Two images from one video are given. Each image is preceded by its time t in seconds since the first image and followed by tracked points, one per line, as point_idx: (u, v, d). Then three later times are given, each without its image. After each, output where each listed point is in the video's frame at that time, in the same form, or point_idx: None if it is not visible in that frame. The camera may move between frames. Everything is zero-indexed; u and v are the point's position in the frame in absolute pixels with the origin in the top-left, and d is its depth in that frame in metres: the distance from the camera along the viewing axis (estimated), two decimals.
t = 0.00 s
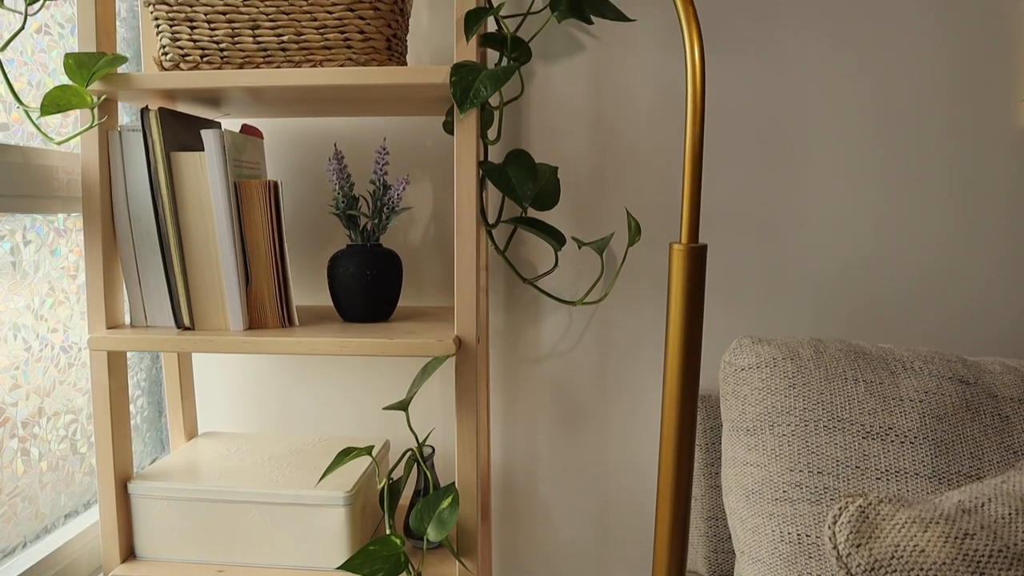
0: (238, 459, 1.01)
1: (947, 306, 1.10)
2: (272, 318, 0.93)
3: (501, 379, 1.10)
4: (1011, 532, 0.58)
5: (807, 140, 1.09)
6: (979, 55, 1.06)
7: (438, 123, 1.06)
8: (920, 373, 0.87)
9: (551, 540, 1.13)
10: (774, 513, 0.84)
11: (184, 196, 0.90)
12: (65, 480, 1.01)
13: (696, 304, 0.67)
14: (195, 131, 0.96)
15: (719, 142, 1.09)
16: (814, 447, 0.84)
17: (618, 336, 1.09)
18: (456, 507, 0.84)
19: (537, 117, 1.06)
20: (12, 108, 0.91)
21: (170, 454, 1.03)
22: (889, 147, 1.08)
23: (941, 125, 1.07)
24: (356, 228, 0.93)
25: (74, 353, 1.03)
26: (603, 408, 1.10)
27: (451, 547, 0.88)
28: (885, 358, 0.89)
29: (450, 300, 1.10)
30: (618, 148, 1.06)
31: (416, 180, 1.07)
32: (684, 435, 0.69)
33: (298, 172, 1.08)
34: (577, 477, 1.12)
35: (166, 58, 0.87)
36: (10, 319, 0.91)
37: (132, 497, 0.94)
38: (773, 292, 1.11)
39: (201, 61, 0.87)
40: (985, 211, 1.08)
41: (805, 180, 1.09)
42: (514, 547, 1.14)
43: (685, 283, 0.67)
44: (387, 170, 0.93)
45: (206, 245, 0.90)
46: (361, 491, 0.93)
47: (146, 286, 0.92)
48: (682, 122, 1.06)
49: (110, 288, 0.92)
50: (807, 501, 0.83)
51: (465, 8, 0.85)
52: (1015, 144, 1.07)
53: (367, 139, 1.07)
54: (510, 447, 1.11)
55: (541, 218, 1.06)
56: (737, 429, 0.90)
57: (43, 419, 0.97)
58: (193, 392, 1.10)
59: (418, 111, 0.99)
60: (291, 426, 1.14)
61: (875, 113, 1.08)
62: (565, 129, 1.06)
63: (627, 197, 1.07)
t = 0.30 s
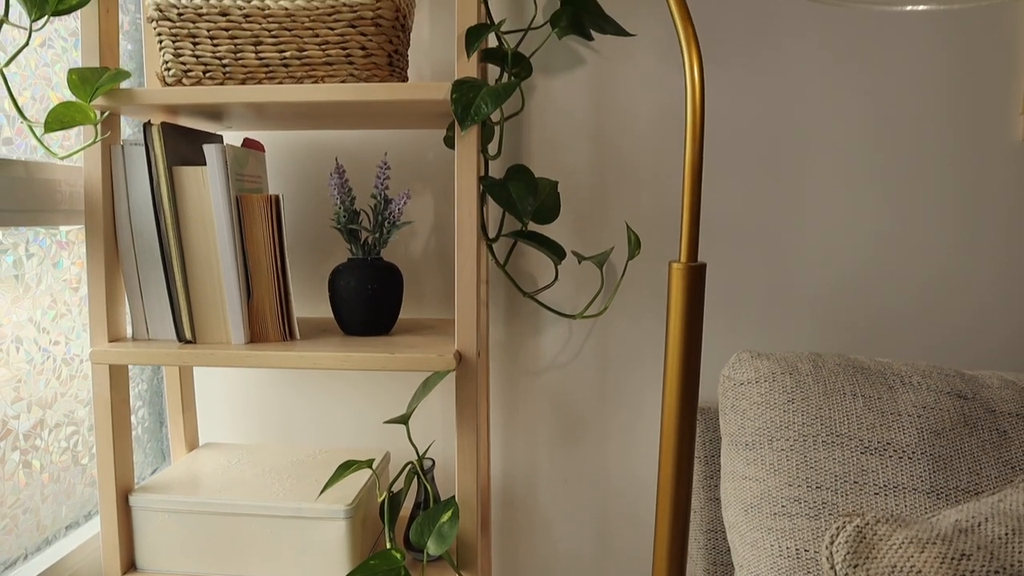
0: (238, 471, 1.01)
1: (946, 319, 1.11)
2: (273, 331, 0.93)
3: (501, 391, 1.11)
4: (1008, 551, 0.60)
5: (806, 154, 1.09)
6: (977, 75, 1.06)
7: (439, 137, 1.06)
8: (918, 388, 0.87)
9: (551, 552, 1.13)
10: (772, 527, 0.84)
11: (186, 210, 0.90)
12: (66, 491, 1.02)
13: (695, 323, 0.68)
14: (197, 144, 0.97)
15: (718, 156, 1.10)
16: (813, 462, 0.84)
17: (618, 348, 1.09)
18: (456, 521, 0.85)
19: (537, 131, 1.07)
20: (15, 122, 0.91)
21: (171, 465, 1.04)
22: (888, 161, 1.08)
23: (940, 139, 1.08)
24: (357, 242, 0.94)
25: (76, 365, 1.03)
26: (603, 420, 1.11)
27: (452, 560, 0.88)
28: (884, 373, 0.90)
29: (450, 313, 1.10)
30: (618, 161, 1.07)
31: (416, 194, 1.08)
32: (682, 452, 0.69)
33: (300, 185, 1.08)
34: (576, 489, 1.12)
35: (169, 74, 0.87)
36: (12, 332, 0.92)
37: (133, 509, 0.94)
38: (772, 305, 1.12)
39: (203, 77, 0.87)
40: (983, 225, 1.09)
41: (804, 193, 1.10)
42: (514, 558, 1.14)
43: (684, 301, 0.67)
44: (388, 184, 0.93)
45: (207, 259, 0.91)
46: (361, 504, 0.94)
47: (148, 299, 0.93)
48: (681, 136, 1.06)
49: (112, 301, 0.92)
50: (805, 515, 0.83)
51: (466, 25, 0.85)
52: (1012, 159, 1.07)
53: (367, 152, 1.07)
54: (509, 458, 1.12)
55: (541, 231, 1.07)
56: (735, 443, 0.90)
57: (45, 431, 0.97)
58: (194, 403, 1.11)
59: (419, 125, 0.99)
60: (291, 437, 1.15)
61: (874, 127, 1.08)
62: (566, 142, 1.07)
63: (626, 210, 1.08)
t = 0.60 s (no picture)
0: (239, 485, 1.01)
1: (943, 331, 1.11)
2: (273, 347, 0.94)
3: (500, 403, 1.11)
4: (1000, 569, 0.63)
5: (803, 167, 1.10)
6: (972, 87, 1.07)
7: (437, 151, 1.07)
8: (915, 402, 0.88)
9: (550, 563, 1.14)
10: (771, 542, 0.84)
11: (186, 226, 0.91)
12: (67, 506, 1.02)
13: (692, 342, 0.68)
14: (197, 161, 0.97)
15: (715, 169, 1.11)
16: (810, 477, 0.85)
17: (616, 361, 1.10)
18: (455, 536, 0.85)
19: (535, 145, 1.07)
20: (17, 140, 0.92)
21: (172, 479, 1.04)
22: (884, 174, 1.09)
23: (936, 152, 1.08)
24: (357, 258, 0.94)
25: (77, 380, 1.04)
26: (602, 432, 1.11)
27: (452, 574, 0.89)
28: (881, 387, 0.90)
29: (449, 326, 1.11)
30: (615, 175, 1.08)
31: (415, 208, 1.08)
32: (681, 470, 0.70)
33: (299, 200, 1.09)
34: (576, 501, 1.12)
35: (169, 92, 0.87)
36: (13, 349, 0.92)
37: (134, 524, 0.95)
38: (770, 317, 1.12)
39: (203, 95, 0.87)
40: (979, 237, 1.09)
41: (801, 206, 1.10)
42: (513, 570, 1.14)
43: (682, 320, 0.67)
44: (386, 201, 0.94)
45: (207, 275, 0.91)
46: (361, 519, 0.94)
47: (148, 315, 0.93)
48: (678, 150, 1.07)
49: (113, 317, 0.93)
50: (803, 530, 0.83)
51: (465, 43, 0.86)
52: (1007, 172, 1.08)
53: (366, 166, 1.08)
54: (509, 471, 1.12)
55: (540, 246, 1.07)
56: (734, 458, 0.90)
57: (46, 446, 0.98)
58: (194, 417, 1.11)
59: (418, 141, 1.00)
60: (291, 451, 1.15)
61: (870, 141, 1.09)
62: (563, 157, 1.08)
63: (625, 224, 1.08)
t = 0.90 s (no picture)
0: (239, 496, 1.01)
1: (942, 337, 1.11)
2: (274, 358, 0.94)
3: (500, 412, 1.11)
4: None
5: (802, 174, 1.10)
6: (969, 94, 1.07)
7: (436, 161, 1.07)
8: (915, 411, 0.88)
9: (551, 572, 1.14)
10: (771, 552, 0.84)
11: (186, 239, 0.91)
12: (68, 517, 1.02)
13: (692, 353, 0.68)
14: (197, 173, 0.98)
15: (714, 177, 1.11)
16: (811, 486, 0.85)
17: (616, 369, 1.10)
18: (456, 547, 0.85)
19: (534, 154, 1.08)
20: (17, 153, 0.92)
21: (173, 490, 1.04)
22: (882, 181, 1.09)
23: (934, 159, 1.09)
24: (356, 268, 0.95)
25: (77, 392, 1.04)
26: (602, 440, 1.11)
27: None
28: (880, 396, 0.90)
29: (450, 335, 1.11)
30: (614, 184, 1.08)
31: (415, 218, 1.09)
32: (681, 482, 0.69)
33: (298, 210, 1.09)
34: (577, 509, 1.12)
35: (168, 105, 0.87)
36: (14, 361, 0.92)
37: (135, 535, 0.95)
38: (770, 324, 1.12)
39: (203, 108, 0.87)
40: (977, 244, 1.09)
41: (800, 213, 1.10)
42: None
43: (681, 332, 0.67)
44: (386, 212, 0.94)
45: (208, 287, 0.91)
46: (361, 529, 0.94)
47: (149, 327, 0.93)
48: (677, 159, 1.07)
49: (114, 330, 0.93)
50: (804, 539, 0.83)
51: (464, 55, 0.86)
52: (1005, 179, 1.08)
53: (366, 176, 1.08)
54: (510, 480, 1.12)
55: (539, 255, 1.07)
56: (734, 467, 0.90)
57: (46, 458, 0.98)
58: (195, 428, 1.11)
59: (417, 151, 1.00)
60: (292, 460, 1.15)
61: (868, 149, 1.09)
62: (562, 166, 1.08)
63: (624, 232, 1.08)
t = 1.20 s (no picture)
0: (238, 510, 1.01)
1: (941, 346, 1.11)
2: (272, 372, 0.94)
3: (500, 423, 1.11)
4: None
5: (800, 184, 1.10)
6: (966, 103, 1.07)
7: (434, 173, 1.07)
8: (914, 422, 0.88)
9: None
10: (772, 565, 0.84)
11: (184, 253, 0.91)
12: (66, 531, 1.02)
13: (691, 369, 0.67)
14: (195, 186, 0.97)
15: (712, 187, 1.11)
16: (811, 499, 0.85)
17: (616, 380, 1.10)
18: (456, 561, 0.85)
19: (532, 166, 1.08)
20: (14, 168, 0.92)
21: (172, 504, 1.04)
22: (880, 190, 1.09)
23: (931, 168, 1.09)
24: (354, 281, 0.95)
25: (75, 405, 1.04)
26: (602, 451, 1.11)
27: None
28: (880, 407, 0.90)
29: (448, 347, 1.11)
30: (612, 195, 1.08)
31: (413, 229, 1.08)
32: (680, 498, 0.69)
33: (297, 222, 1.09)
34: (577, 520, 1.12)
35: (166, 120, 0.87)
36: (11, 376, 0.92)
37: (133, 549, 0.95)
38: (769, 334, 1.12)
39: (200, 123, 0.87)
40: (976, 252, 1.09)
41: (798, 223, 1.10)
42: None
43: (681, 348, 0.67)
44: (384, 225, 0.94)
45: (206, 301, 0.91)
46: (361, 543, 0.94)
47: (147, 341, 0.93)
48: (675, 170, 1.07)
49: (112, 344, 0.93)
50: (804, 552, 0.83)
51: (461, 68, 0.86)
52: (1003, 188, 1.08)
53: (364, 188, 1.08)
54: (509, 491, 1.12)
55: (538, 266, 1.07)
56: (734, 479, 0.90)
57: (44, 472, 0.98)
58: (193, 441, 1.11)
59: (415, 163, 1.00)
60: (291, 472, 1.15)
61: (866, 158, 1.09)
62: (561, 177, 1.08)
63: (623, 243, 1.08)
